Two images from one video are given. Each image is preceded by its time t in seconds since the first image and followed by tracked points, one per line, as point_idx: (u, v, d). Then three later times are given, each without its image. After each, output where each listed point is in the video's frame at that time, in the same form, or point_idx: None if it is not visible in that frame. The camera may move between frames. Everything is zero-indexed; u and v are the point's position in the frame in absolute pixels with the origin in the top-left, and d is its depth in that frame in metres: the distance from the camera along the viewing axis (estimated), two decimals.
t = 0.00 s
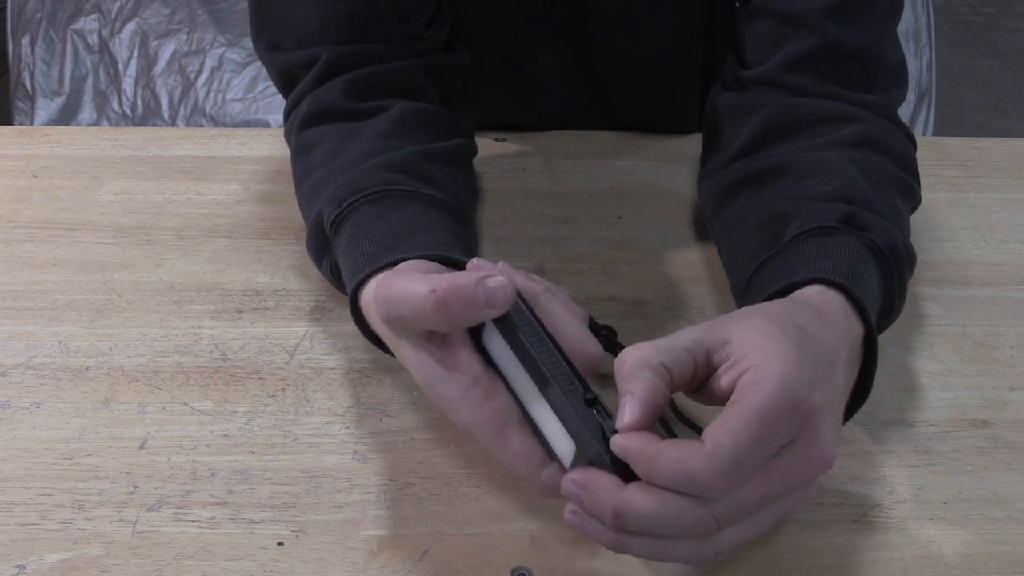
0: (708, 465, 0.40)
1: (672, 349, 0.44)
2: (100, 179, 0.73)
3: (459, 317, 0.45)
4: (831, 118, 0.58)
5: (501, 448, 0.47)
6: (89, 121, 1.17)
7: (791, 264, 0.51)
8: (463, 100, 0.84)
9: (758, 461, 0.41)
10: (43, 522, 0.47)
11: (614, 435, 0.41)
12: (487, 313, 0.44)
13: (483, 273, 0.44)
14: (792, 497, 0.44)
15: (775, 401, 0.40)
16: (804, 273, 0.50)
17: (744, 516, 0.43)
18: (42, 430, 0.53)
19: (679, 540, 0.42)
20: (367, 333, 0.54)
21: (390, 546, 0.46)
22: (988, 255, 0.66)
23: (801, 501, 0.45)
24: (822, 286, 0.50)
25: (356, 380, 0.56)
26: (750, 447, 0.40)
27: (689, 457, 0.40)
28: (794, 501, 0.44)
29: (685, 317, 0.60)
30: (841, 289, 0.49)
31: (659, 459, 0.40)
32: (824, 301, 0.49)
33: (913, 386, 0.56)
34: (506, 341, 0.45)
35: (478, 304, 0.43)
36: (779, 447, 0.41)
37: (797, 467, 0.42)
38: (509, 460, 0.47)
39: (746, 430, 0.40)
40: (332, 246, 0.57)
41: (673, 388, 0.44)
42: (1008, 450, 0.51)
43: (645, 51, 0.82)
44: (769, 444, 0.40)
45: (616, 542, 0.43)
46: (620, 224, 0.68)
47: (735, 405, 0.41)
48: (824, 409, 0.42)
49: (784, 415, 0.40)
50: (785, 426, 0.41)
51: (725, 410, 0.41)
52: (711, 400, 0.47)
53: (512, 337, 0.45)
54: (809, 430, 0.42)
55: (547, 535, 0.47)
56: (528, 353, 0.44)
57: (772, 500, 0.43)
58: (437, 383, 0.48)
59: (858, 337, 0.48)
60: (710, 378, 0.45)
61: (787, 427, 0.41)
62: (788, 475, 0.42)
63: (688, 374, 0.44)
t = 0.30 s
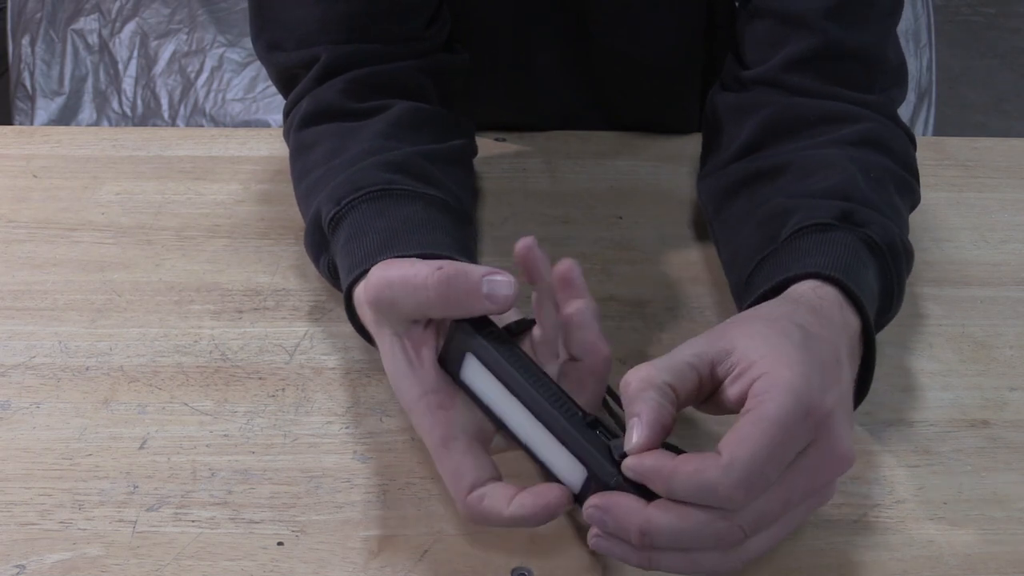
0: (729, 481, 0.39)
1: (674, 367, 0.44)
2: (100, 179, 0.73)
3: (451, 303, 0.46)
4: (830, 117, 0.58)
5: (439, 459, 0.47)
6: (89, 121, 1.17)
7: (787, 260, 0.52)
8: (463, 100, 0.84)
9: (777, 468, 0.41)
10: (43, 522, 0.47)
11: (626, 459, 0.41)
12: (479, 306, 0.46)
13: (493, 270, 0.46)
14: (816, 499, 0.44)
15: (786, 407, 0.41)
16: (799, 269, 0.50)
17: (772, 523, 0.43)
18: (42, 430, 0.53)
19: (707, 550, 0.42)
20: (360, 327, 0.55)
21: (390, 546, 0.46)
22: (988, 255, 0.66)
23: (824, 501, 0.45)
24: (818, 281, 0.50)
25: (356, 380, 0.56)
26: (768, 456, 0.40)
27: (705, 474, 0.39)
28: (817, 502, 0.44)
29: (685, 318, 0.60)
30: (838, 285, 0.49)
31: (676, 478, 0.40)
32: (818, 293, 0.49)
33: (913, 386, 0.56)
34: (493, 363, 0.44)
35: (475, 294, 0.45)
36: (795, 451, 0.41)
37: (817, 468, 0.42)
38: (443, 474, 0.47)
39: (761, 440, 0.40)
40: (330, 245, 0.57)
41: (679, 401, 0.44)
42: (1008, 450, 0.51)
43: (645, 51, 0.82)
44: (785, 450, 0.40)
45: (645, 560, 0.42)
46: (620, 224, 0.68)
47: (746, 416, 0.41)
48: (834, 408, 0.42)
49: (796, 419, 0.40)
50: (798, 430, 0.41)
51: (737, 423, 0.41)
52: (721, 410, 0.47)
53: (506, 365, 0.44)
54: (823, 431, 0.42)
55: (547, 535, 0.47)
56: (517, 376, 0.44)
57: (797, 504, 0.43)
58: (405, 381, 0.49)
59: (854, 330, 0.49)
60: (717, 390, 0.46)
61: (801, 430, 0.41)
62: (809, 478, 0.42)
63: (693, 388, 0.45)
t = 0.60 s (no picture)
0: (701, 397, 0.37)
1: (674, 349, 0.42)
2: (100, 179, 0.73)
3: (432, 317, 0.45)
4: (833, 113, 0.58)
5: (439, 436, 0.45)
6: (89, 121, 1.17)
7: (792, 251, 0.51)
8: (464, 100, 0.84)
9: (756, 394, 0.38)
10: (43, 522, 0.47)
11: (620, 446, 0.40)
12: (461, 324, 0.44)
13: (482, 291, 0.45)
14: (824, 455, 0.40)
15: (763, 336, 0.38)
16: (809, 256, 0.50)
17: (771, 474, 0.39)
18: (42, 430, 0.53)
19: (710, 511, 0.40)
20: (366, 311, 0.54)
21: (390, 546, 0.46)
22: (988, 255, 0.66)
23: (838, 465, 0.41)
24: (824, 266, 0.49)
25: (356, 380, 0.56)
26: (744, 378, 0.37)
27: (672, 387, 0.37)
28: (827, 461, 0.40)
29: (685, 317, 0.60)
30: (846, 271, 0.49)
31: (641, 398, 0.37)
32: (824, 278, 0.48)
33: (913, 386, 0.56)
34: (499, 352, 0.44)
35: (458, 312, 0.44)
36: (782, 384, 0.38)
37: (815, 409, 0.39)
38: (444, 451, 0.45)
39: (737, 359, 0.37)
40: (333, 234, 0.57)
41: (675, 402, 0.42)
42: (1008, 450, 0.51)
43: (645, 51, 0.82)
44: (768, 376, 0.38)
45: (654, 535, 0.41)
46: (620, 224, 0.68)
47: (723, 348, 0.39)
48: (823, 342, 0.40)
49: (776, 345, 0.38)
50: (782, 359, 0.38)
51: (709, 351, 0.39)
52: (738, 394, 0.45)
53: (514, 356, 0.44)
54: (815, 366, 0.39)
55: (548, 535, 0.47)
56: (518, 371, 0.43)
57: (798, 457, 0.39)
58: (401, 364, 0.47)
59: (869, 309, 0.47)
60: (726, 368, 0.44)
61: (785, 358, 0.38)
62: (809, 421, 0.38)
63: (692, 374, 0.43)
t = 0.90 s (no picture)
0: (646, 344, 0.39)
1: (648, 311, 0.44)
2: (100, 179, 0.73)
3: (408, 322, 0.43)
4: (836, 104, 0.58)
5: (430, 426, 0.43)
6: (89, 121, 1.17)
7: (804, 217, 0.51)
8: (463, 100, 0.84)
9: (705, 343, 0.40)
10: (43, 522, 0.47)
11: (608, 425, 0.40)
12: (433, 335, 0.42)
13: (462, 306, 0.43)
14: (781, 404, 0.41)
15: (709, 290, 0.40)
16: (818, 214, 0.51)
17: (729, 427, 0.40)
18: (42, 430, 0.53)
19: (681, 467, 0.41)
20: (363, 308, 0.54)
21: (390, 546, 0.46)
22: (988, 255, 0.66)
23: (799, 417, 0.41)
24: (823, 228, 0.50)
25: (356, 380, 0.56)
26: (689, 325, 0.39)
27: (619, 335, 0.39)
28: (784, 410, 0.41)
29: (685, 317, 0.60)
30: (859, 229, 0.49)
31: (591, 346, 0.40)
32: (829, 235, 0.49)
33: (914, 386, 0.56)
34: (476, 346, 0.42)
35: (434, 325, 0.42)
36: (728, 333, 0.40)
37: (763, 358, 0.40)
38: (435, 440, 0.43)
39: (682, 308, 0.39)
40: (332, 230, 0.56)
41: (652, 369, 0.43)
42: (1008, 450, 0.51)
43: (645, 51, 0.82)
44: (712, 324, 0.39)
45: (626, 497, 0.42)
46: (620, 224, 0.68)
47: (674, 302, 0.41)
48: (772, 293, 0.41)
49: (720, 295, 0.40)
50: (726, 308, 0.40)
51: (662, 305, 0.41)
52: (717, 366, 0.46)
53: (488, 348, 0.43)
54: (761, 316, 0.40)
55: (548, 535, 0.47)
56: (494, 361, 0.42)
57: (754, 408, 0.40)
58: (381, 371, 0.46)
59: (870, 266, 0.47)
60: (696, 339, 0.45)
61: (728, 306, 0.40)
62: (759, 370, 0.39)
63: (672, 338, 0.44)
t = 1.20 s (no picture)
0: (686, 374, 0.38)
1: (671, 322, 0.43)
2: (100, 179, 0.73)
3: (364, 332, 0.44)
4: (838, 107, 0.58)
5: (395, 435, 0.43)
6: (89, 121, 1.17)
7: (807, 238, 0.51)
8: (464, 100, 0.84)
9: (738, 366, 0.39)
10: (43, 522, 0.47)
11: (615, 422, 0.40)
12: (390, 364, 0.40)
13: (415, 340, 0.41)
14: (798, 420, 0.41)
15: (737, 306, 0.39)
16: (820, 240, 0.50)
17: (739, 433, 0.41)
18: (42, 430, 0.53)
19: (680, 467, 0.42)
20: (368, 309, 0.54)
21: (390, 546, 0.46)
22: (987, 255, 0.66)
23: (811, 432, 0.42)
24: (841, 246, 0.49)
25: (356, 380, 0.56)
26: (727, 351, 0.38)
27: (659, 365, 0.38)
28: (800, 425, 0.41)
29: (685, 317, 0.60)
30: (866, 248, 0.49)
31: (631, 375, 0.38)
32: (841, 255, 0.48)
33: (914, 386, 0.56)
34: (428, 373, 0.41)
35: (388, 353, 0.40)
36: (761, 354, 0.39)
37: (786, 378, 0.40)
38: (402, 448, 0.43)
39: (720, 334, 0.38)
40: (336, 232, 0.56)
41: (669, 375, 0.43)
42: (1008, 450, 0.51)
43: (645, 51, 0.82)
44: (748, 347, 0.39)
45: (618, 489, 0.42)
46: (620, 224, 0.68)
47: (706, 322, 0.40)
48: (803, 314, 0.40)
49: (756, 318, 0.39)
50: (761, 331, 0.39)
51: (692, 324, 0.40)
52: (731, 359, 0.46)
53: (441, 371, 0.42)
54: (788, 333, 0.40)
55: (547, 535, 0.47)
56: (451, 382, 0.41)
57: (769, 420, 0.41)
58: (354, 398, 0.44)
59: (886, 291, 0.47)
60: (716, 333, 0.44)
61: (764, 330, 0.39)
62: (782, 388, 0.40)
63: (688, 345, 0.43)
